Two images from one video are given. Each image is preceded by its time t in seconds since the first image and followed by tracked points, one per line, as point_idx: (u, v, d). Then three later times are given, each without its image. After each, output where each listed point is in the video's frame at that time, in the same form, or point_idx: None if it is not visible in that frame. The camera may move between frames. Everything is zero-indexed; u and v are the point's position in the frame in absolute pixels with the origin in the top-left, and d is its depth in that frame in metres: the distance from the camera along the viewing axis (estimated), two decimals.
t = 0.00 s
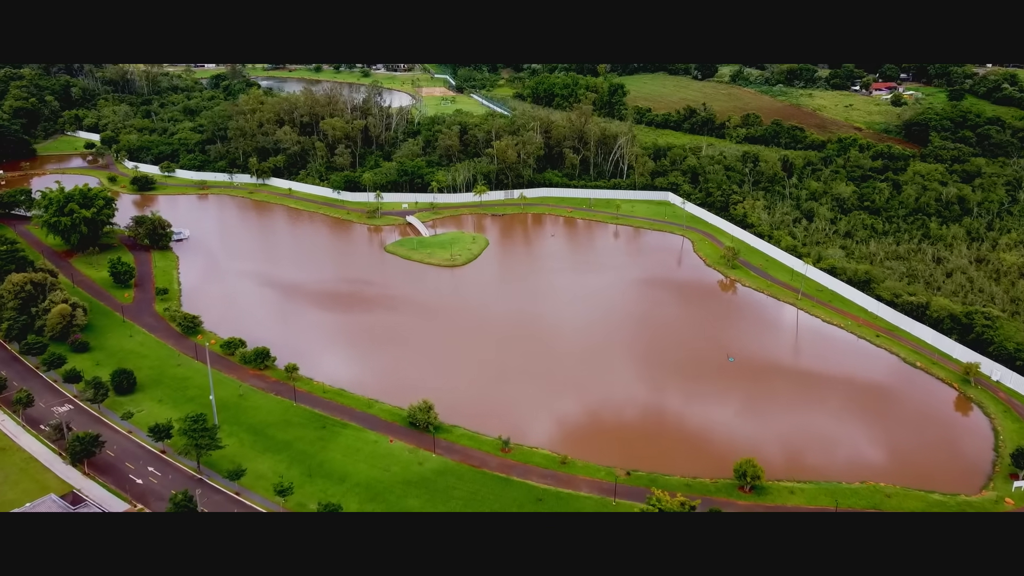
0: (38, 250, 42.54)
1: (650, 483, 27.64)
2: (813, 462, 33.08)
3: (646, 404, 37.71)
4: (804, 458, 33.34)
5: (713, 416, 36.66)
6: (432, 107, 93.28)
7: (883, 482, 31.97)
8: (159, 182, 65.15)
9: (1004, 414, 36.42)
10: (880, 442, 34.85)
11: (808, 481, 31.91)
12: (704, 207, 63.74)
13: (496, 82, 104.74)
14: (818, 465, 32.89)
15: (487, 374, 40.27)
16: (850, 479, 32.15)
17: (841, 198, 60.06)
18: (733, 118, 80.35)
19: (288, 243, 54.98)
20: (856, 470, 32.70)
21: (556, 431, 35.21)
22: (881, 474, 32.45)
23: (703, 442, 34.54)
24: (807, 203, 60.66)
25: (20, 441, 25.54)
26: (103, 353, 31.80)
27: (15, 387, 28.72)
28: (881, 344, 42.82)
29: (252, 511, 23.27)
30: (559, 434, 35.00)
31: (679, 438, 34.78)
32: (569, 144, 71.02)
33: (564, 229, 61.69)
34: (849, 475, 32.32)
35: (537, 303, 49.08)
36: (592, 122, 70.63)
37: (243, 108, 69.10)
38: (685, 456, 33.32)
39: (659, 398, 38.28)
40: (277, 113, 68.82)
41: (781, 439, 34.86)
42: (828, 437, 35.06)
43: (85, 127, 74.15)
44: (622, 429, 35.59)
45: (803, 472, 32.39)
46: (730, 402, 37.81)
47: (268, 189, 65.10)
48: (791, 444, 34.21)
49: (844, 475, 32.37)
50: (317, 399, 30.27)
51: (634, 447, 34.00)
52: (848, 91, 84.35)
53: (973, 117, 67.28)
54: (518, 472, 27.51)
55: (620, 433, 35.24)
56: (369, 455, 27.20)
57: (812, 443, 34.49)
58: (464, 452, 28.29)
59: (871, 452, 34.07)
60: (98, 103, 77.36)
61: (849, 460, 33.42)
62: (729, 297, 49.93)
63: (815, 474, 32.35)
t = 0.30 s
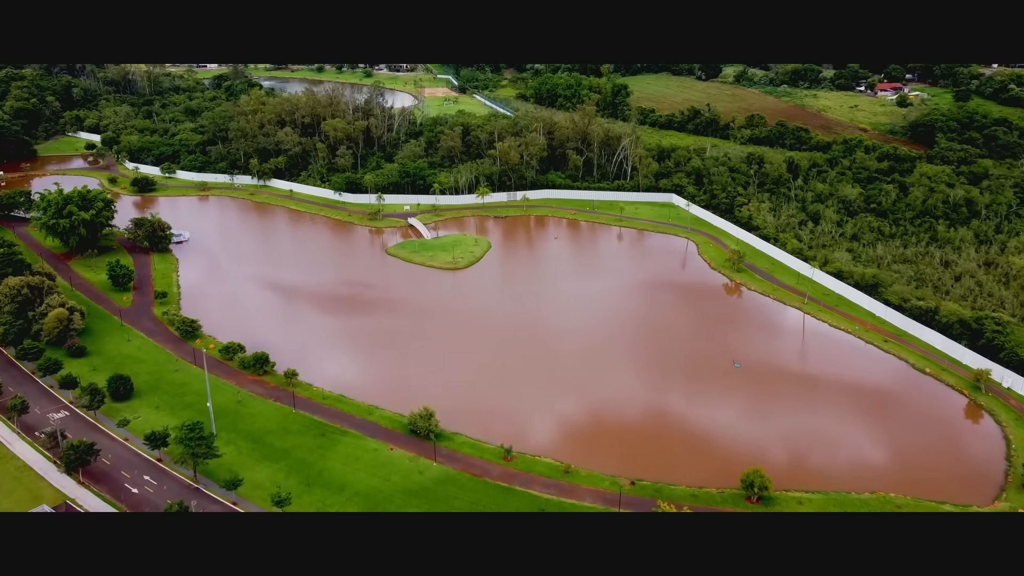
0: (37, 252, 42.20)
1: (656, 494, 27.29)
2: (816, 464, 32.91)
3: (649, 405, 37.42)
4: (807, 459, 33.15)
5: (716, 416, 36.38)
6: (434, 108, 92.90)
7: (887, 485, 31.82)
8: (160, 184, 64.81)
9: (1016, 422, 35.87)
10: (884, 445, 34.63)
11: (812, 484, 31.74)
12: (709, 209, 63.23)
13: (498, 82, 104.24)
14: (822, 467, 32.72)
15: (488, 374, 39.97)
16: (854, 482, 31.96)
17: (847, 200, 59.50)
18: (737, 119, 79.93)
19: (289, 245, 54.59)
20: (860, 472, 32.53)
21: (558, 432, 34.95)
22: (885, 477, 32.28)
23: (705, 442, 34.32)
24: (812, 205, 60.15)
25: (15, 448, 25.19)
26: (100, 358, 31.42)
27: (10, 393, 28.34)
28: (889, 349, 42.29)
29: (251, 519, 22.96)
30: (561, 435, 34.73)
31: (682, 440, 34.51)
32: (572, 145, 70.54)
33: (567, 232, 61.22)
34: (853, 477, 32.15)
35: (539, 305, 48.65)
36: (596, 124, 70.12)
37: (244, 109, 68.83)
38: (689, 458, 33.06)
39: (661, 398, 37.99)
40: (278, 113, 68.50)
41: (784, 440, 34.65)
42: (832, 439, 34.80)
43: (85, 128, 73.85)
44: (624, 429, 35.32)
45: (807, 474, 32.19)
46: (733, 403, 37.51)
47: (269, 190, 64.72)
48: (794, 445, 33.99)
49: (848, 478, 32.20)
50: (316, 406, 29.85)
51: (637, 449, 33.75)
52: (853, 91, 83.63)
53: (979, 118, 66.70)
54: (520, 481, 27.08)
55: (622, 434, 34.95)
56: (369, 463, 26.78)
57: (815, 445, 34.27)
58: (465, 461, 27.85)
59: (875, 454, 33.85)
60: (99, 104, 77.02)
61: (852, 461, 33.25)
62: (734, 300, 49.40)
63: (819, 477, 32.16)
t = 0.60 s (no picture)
0: (38, 254, 41.96)
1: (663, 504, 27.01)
2: (822, 465, 32.81)
3: (654, 406, 37.22)
4: (812, 460, 33.05)
5: (721, 417, 36.23)
6: (439, 108, 92.65)
7: (893, 487, 31.75)
8: (163, 185, 64.59)
9: None
10: (889, 447, 34.50)
11: (817, 486, 31.65)
12: (716, 211, 62.72)
13: (503, 82, 103.80)
14: (827, 468, 32.62)
15: (492, 375, 39.76)
16: (860, 484, 31.87)
17: (856, 202, 58.85)
18: (744, 121, 79.45)
19: (293, 247, 54.27)
20: (865, 474, 32.43)
21: (562, 432, 34.80)
22: (891, 479, 32.18)
23: (710, 443, 34.19)
24: (821, 207, 59.54)
25: (12, 455, 24.88)
26: (100, 362, 31.11)
27: (8, 398, 28.05)
28: (900, 355, 41.71)
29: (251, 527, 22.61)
30: (566, 434, 34.57)
31: (687, 441, 34.36)
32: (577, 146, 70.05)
33: (572, 234, 60.72)
34: (858, 478, 32.05)
35: (544, 307, 48.29)
36: (601, 125, 69.61)
37: (248, 110, 68.77)
38: (694, 459, 32.90)
39: (666, 399, 37.82)
40: (282, 114, 68.38)
41: (789, 441, 34.51)
42: (838, 441, 34.62)
43: (90, 128, 73.79)
44: (628, 429, 35.20)
45: (812, 476, 32.09)
46: (738, 403, 37.39)
47: (272, 192, 64.43)
48: (800, 446, 33.86)
49: (854, 479, 32.10)
50: (318, 412, 29.50)
51: (642, 449, 33.62)
52: (860, 92, 82.80)
53: (989, 119, 65.96)
54: (525, 491, 26.67)
55: (627, 435, 34.79)
56: (370, 472, 26.38)
57: (820, 446, 34.16)
58: (469, 469, 27.45)
59: (881, 456, 33.72)
60: (104, 104, 76.94)
61: (858, 463, 33.14)
62: (741, 304, 48.85)
63: (825, 479, 32.05)
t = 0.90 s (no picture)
0: (41, 255, 41.82)
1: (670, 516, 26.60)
2: (829, 466, 32.72)
3: (660, 407, 37.08)
4: (820, 461, 32.96)
5: (728, 418, 36.13)
6: (445, 109, 92.42)
7: (900, 489, 31.71)
8: (168, 185, 64.43)
9: None
10: (897, 449, 34.41)
11: (824, 487, 31.59)
12: (724, 214, 62.19)
13: (510, 82, 103.37)
14: (835, 469, 32.55)
15: (498, 375, 39.60)
16: (867, 485, 31.83)
17: (866, 205, 58.19)
18: (753, 121, 78.60)
19: (298, 249, 54.00)
20: (872, 475, 32.37)
21: (569, 431, 34.67)
22: (898, 480, 32.13)
23: (717, 444, 34.06)
24: (831, 210, 58.87)
25: (10, 461, 24.62)
26: (101, 366, 30.85)
27: (8, 403, 27.83)
28: (913, 362, 41.05)
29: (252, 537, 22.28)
30: (573, 434, 34.43)
31: (693, 442, 34.26)
32: (585, 147, 69.50)
33: (579, 236, 60.23)
34: (866, 480, 32.00)
35: (550, 309, 47.98)
36: (609, 126, 68.99)
37: (254, 110, 68.62)
38: (701, 460, 32.78)
39: (672, 400, 37.71)
40: (288, 114, 68.21)
41: (796, 442, 34.42)
42: (845, 443, 34.49)
43: (96, 128, 73.81)
44: (635, 429, 35.13)
45: (819, 478, 32.00)
46: (745, 403, 37.35)
47: (277, 193, 64.25)
48: (807, 447, 33.77)
49: (861, 481, 32.04)
50: (320, 418, 29.17)
51: (648, 450, 33.51)
52: (870, 92, 81.86)
53: (1001, 120, 65.06)
54: (530, 501, 26.28)
55: (634, 435, 34.66)
56: (373, 480, 26.00)
57: (827, 447, 34.09)
58: (474, 478, 27.06)
59: (889, 458, 33.62)
60: (110, 104, 76.96)
61: (865, 464, 33.06)
62: (750, 308, 48.31)
63: (832, 480, 31.96)
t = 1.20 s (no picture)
0: (45, 256, 41.67)
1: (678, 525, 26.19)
2: (836, 468, 32.60)
3: (667, 407, 36.95)
4: (827, 463, 32.85)
5: (735, 419, 36.02)
6: (452, 109, 92.10)
7: (908, 490, 31.58)
8: (174, 186, 64.27)
9: None
10: (905, 450, 34.27)
11: (831, 489, 31.50)
12: (734, 216, 61.61)
13: (517, 82, 102.92)
14: (842, 471, 32.43)
15: (505, 375, 39.43)
16: (875, 486, 31.73)
17: (878, 207, 57.48)
18: (762, 122, 77.77)
19: (304, 250, 53.72)
20: (880, 477, 32.25)
21: (575, 432, 34.53)
22: (905, 482, 32.04)
23: (724, 445, 33.94)
24: (842, 212, 58.19)
25: (9, 468, 24.39)
26: (103, 370, 30.56)
27: (9, 408, 27.60)
28: (927, 369, 40.34)
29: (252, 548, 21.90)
30: (579, 435, 34.28)
31: (699, 442, 34.21)
32: (592, 149, 68.96)
33: (586, 238, 59.69)
34: (873, 481, 31.88)
35: (557, 310, 47.68)
36: (617, 127, 68.42)
37: (260, 110, 68.44)
38: (707, 461, 32.69)
39: (679, 401, 37.56)
40: (294, 115, 67.92)
41: (803, 443, 34.35)
42: (852, 444, 34.37)
43: (102, 129, 73.76)
44: (642, 430, 35.03)
45: (827, 480, 31.91)
46: (752, 404, 37.30)
47: (283, 194, 63.99)
48: (814, 449, 33.69)
49: (869, 483, 31.91)
50: (324, 424, 28.79)
51: (655, 451, 33.39)
52: (880, 93, 80.90)
53: (1014, 122, 64.12)
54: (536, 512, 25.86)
55: (640, 436, 34.54)
56: (376, 489, 25.62)
57: (834, 449, 33.97)
58: (479, 487, 26.66)
59: (896, 459, 33.52)
60: (117, 104, 76.94)
61: (873, 466, 32.94)
62: (760, 312, 47.74)
63: (839, 482, 31.86)
